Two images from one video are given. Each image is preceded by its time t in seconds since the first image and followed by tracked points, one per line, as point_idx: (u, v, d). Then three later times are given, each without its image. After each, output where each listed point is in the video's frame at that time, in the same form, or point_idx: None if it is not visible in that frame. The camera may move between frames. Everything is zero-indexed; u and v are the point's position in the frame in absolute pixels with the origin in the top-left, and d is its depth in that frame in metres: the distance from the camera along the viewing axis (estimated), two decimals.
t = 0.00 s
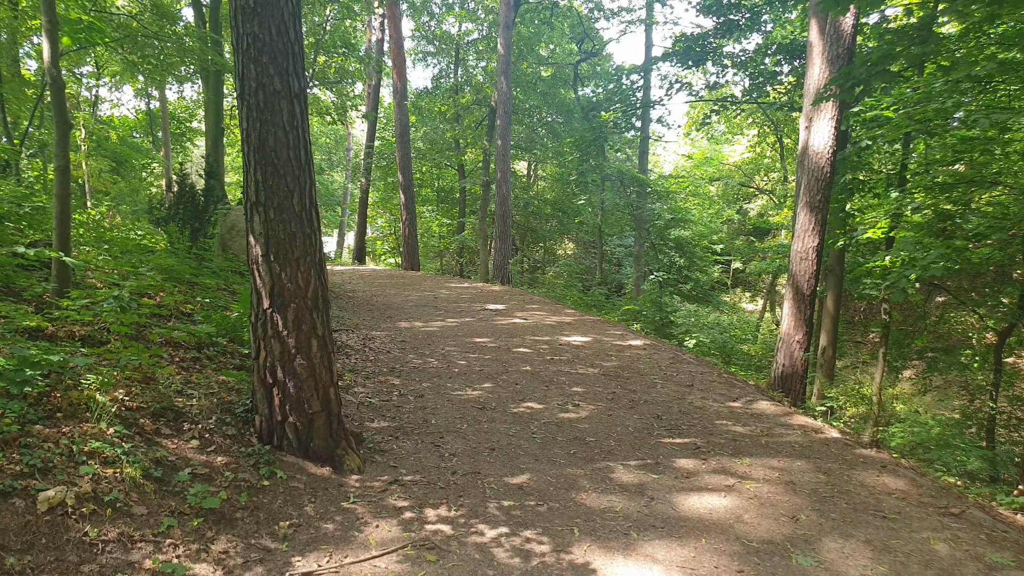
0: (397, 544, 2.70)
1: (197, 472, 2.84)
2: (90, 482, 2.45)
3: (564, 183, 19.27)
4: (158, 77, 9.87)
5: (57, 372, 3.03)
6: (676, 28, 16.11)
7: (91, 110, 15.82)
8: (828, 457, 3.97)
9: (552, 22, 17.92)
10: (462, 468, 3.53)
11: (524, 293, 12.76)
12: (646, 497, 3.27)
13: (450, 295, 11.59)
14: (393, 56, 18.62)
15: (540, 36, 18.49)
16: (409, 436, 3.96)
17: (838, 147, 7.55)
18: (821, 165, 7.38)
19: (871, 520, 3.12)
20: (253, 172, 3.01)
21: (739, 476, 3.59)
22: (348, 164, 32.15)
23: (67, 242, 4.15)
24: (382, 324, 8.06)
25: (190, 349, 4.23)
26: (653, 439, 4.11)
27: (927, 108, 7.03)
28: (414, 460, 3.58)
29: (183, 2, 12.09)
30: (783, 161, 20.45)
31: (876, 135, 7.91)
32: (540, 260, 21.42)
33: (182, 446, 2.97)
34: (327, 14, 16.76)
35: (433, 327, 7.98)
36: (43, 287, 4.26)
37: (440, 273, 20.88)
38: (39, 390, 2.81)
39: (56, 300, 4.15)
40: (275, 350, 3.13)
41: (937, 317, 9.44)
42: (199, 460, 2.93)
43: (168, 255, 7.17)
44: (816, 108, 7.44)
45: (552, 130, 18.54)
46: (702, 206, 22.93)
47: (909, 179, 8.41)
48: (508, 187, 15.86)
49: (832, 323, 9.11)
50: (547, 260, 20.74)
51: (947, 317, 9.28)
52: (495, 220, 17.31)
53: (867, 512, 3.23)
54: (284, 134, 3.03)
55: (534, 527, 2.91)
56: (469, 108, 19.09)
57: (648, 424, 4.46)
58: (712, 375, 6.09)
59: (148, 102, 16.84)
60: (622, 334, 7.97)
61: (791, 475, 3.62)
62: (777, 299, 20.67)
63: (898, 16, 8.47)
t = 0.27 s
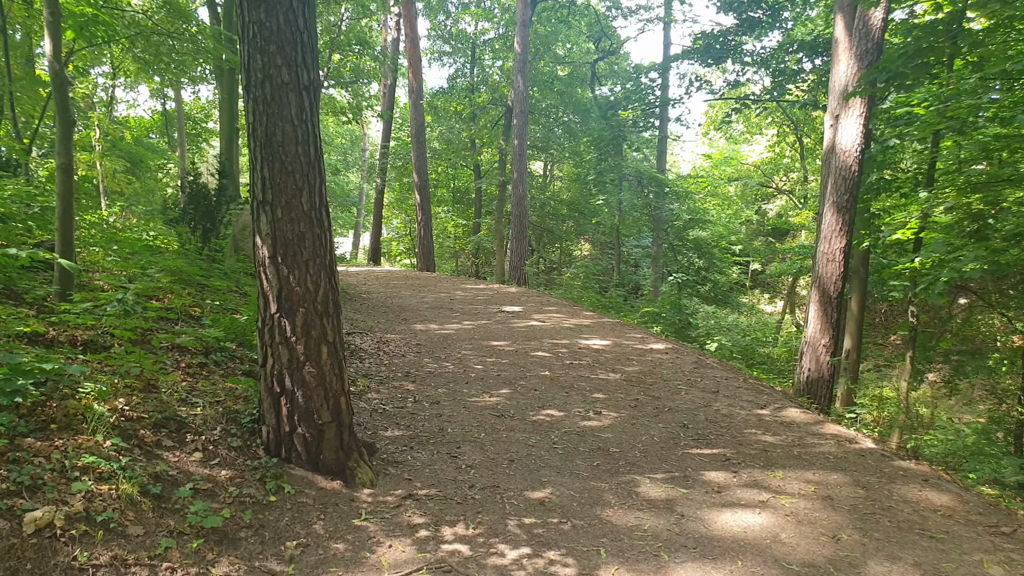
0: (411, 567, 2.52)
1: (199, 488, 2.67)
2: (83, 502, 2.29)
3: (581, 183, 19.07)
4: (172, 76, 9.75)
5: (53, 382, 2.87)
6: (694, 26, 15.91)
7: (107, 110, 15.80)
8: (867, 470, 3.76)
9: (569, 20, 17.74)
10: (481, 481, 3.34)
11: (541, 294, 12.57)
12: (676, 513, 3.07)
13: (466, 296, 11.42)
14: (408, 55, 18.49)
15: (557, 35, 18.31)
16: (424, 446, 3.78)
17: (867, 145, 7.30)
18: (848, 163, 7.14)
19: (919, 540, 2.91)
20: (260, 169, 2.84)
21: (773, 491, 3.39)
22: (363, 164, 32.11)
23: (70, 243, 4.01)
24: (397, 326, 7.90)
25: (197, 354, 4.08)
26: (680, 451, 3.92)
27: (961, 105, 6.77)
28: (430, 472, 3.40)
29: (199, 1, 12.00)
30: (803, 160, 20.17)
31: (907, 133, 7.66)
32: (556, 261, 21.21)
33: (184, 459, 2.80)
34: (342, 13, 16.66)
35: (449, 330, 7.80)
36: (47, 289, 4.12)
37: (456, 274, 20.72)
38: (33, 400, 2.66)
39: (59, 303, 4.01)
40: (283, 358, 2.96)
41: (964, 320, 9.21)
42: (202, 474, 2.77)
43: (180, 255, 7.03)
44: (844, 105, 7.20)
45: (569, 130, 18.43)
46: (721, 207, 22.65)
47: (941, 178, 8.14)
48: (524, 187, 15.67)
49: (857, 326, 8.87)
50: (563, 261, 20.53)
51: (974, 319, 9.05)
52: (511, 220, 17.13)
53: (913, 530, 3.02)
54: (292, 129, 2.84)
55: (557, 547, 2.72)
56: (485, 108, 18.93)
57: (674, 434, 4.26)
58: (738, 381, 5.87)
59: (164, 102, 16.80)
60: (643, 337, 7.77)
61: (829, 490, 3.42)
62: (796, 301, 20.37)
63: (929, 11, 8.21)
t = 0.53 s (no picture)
0: None
1: (191, 512, 2.49)
2: (62, 531, 2.11)
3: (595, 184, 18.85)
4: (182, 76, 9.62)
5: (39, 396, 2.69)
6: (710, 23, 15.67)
7: (118, 111, 15.73)
8: (902, 489, 3.54)
9: (582, 18, 17.55)
10: (493, 502, 3.15)
11: (554, 297, 12.36)
12: (701, 539, 2.87)
13: (478, 299, 11.23)
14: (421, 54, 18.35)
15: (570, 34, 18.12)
16: (433, 462, 3.59)
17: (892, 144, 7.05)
18: (873, 163, 6.90)
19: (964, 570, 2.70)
20: (257, 170, 2.65)
21: (805, 514, 3.18)
22: (375, 165, 32.00)
23: (66, 247, 3.84)
24: (407, 330, 7.72)
25: (197, 363, 3.91)
26: (704, 467, 3.71)
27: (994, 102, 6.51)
28: (439, 491, 3.22)
29: None
30: (820, 160, 19.88)
31: (936, 132, 7.40)
32: (569, 262, 21.01)
33: (176, 480, 2.61)
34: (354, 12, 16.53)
35: (460, 334, 7.62)
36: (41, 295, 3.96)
37: (468, 275, 20.55)
38: (15, 417, 2.47)
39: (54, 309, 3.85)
40: (282, 371, 2.78)
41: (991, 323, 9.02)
42: (195, 496, 2.58)
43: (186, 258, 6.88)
44: (870, 102, 6.97)
45: (582, 129, 18.23)
46: (736, 207, 22.37)
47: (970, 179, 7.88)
48: (537, 187, 15.48)
49: (880, 330, 8.62)
50: (576, 262, 20.33)
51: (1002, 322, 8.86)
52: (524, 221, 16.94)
53: (958, 559, 2.81)
54: (291, 128, 2.65)
55: None
56: (497, 107, 18.76)
57: (696, 448, 4.06)
58: (760, 390, 5.66)
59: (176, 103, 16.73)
60: (660, 342, 7.55)
61: (864, 512, 3.20)
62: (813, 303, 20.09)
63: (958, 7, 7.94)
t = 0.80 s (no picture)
0: None
1: (179, 536, 2.28)
2: (32, 564, 1.86)
3: (609, 183, 18.62)
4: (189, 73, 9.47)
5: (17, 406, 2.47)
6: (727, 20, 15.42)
7: (130, 111, 15.64)
8: (941, 512, 3.32)
9: (597, 16, 17.35)
10: (503, 522, 2.96)
11: (568, 298, 12.15)
12: (727, 565, 2.68)
13: (489, 300, 11.04)
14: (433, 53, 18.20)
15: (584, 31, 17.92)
16: (440, 477, 3.40)
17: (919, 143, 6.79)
18: (899, 162, 6.65)
19: None
20: (251, 168, 2.47)
21: (839, 537, 2.96)
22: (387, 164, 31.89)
23: (59, 250, 3.66)
24: (417, 333, 7.54)
25: (195, 371, 3.73)
26: (727, 485, 3.51)
27: None
28: (445, 509, 3.02)
29: None
30: (838, 159, 19.58)
31: (966, 129, 7.14)
32: (583, 262, 20.79)
33: (164, 500, 2.40)
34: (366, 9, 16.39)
35: (471, 337, 7.43)
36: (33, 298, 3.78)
37: (480, 275, 20.37)
38: None
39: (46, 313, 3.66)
40: (278, 383, 2.60)
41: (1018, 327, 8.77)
42: (183, 518, 2.38)
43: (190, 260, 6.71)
44: (897, 99, 6.72)
45: (595, 129, 18.13)
46: (752, 207, 22.09)
47: (1001, 177, 7.61)
48: (550, 187, 15.28)
49: (903, 333, 8.38)
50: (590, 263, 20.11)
51: None
52: (536, 220, 16.73)
53: None
54: (286, 123, 2.46)
55: None
56: (510, 106, 18.60)
57: (718, 463, 3.85)
58: (782, 398, 5.45)
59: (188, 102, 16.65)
60: (676, 346, 7.34)
61: (901, 537, 3.00)
62: (830, 304, 19.79)
63: None
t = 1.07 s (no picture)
0: None
1: (157, 567, 2.09)
2: None
3: (620, 183, 18.41)
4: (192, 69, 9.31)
5: None
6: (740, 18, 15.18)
7: (139, 111, 15.57)
8: (977, 535, 3.11)
9: (609, 14, 17.13)
10: (509, 546, 2.77)
11: (579, 300, 11.95)
12: None
13: (499, 302, 10.86)
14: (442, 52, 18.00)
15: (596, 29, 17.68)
16: (443, 495, 3.21)
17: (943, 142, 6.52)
18: (920, 161, 6.40)
19: None
20: (237, 167, 2.29)
21: (869, 564, 2.76)
22: (398, 164, 31.78)
23: (44, 254, 3.48)
24: (423, 337, 7.36)
25: (187, 382, 3.56)
26: (748, 504, 3.31)
27: None
28: (448, 532, 2.83)
29: None
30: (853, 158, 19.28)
31: (994, 127, 6.88)
32: (594, 263, 20.57)
33: (142, 528, 2.21)
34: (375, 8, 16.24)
35: (480, 341, 7.25)
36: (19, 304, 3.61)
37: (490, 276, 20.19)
38: None
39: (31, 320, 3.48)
40: (267, 400, 2.41)
41: None
42: (163, 547, 2.19)
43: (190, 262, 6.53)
44: (919, 97, 6.46)
45: (606, 128, 18.09)
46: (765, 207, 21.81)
47: None
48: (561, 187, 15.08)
49: (923, 338, 8.11)
50: (601, 264, 19.91)
51: None
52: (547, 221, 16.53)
53: None
54: (273, 119, 2.28)
55: None
56: (520, 105, 18.41)
57: (737, 479, 3.66)
58: (802, 407, 5.23)
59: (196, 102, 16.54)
60: (691, 351, 7.13)
61: (937, 565, 2.79)
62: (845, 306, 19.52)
63: None
